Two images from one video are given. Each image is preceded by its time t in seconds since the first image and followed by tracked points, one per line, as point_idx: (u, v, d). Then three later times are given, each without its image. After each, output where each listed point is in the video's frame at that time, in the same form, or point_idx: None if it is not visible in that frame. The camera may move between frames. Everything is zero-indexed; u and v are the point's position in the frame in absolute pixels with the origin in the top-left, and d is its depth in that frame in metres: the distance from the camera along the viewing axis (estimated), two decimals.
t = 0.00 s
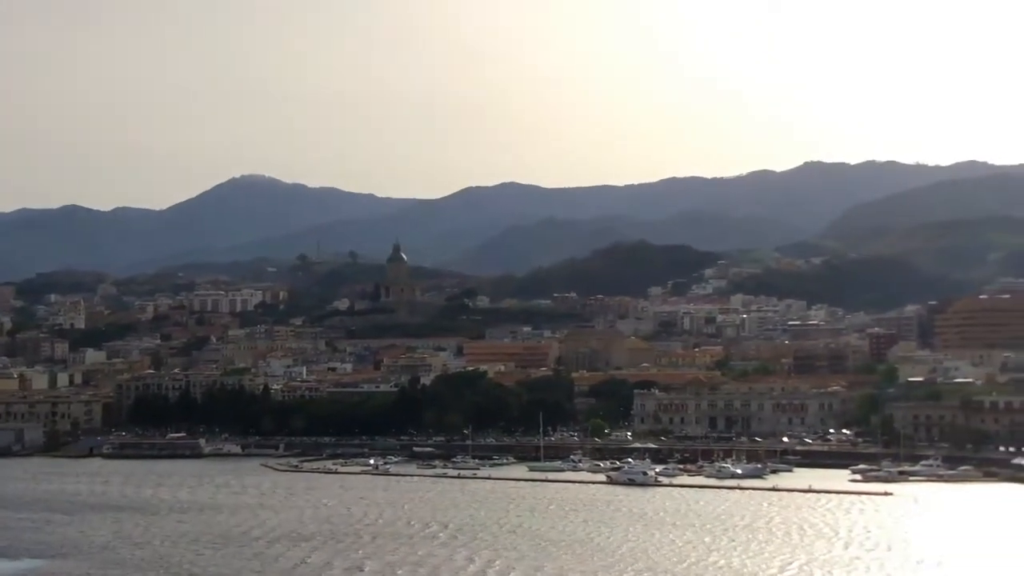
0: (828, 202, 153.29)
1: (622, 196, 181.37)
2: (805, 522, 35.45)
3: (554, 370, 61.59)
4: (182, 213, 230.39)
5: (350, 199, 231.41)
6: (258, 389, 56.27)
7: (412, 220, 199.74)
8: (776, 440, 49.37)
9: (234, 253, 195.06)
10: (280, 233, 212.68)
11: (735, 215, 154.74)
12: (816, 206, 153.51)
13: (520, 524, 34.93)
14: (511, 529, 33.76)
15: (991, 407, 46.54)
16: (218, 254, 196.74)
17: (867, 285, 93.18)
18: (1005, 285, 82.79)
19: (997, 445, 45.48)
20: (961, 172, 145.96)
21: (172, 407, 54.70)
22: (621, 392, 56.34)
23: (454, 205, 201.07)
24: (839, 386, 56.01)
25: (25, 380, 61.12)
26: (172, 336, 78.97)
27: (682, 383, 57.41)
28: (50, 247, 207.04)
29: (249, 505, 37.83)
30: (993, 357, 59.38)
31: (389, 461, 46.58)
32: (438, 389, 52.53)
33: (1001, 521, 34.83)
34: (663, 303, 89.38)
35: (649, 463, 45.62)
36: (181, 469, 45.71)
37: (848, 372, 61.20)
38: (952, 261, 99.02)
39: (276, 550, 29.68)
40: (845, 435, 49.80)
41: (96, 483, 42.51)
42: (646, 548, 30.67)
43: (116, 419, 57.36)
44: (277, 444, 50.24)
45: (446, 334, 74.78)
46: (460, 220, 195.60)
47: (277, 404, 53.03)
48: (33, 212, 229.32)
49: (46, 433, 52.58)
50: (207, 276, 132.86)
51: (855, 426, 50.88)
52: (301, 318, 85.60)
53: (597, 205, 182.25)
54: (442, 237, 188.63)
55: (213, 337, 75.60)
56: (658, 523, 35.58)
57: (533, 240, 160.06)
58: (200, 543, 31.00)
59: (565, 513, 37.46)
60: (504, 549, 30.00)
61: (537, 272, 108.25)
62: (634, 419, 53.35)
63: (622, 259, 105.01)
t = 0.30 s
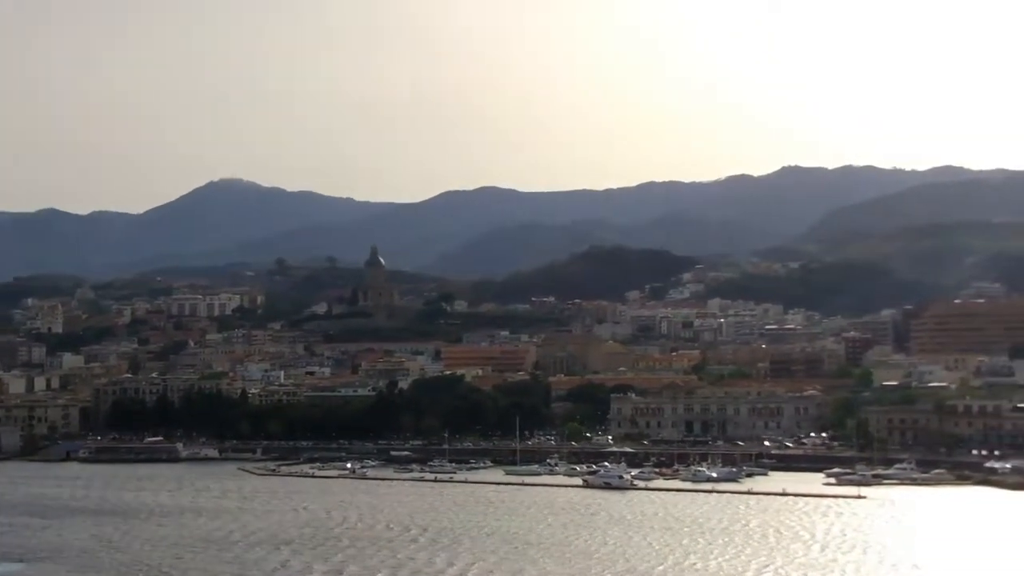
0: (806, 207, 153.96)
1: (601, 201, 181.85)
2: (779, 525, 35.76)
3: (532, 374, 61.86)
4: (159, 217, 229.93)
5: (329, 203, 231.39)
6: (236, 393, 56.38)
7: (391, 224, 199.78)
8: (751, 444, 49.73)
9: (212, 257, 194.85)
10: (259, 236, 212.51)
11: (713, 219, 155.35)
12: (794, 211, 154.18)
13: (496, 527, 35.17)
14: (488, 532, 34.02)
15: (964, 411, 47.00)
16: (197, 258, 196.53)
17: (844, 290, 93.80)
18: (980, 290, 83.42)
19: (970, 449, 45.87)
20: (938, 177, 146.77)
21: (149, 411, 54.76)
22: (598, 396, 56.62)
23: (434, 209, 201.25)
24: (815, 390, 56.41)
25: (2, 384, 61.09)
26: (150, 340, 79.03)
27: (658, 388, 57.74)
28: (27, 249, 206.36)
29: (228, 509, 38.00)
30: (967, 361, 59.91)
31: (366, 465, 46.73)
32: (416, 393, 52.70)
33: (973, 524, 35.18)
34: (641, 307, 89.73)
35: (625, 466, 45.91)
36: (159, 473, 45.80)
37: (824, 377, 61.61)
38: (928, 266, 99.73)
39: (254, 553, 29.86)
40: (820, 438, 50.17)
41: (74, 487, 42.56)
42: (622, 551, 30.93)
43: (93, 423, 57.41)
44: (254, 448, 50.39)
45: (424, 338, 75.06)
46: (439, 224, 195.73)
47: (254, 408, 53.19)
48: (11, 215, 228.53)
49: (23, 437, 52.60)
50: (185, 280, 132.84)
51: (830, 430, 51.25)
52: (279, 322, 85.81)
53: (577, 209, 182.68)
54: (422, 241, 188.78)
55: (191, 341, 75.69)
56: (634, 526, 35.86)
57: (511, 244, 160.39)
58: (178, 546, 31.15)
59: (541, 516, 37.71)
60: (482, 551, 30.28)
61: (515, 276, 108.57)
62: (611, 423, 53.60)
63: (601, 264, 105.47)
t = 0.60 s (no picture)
0: (795, 207, 154.38)
1: (591, 201, 182.21)
2: (765, 524, 35.96)
3: (520, 374, 62.03)
4: (147, 216, 229.83)
5: (318, 204, 231.43)
6: (224, 393, 56.50)
7: (380, 224, 199.85)
8: (737, 444, 49.96)
9: (202, 257, 194.73)
10: (249, 236, 212.49)
11: (702, 220, 155.75)
12: (783, 212, 154.63)
13: (484, 526, 35.35)
14: (476, 531, 34.21)
15: (949, 411, 47.27)
16: (187, 257, 196.41)
17: (832, 290, 94.12)
18: (968, 290, 83.82)
19: (955, 448, 46.12)
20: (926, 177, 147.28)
21: (138, 411, 54.86)
22: (585, 396, 56.80)
23: (423, 209, 201.39)
24: (802, 389, 56.65)
25: None
26: (139, 340, 79.07)
27: (646, 388, 57.95)
28: (16, 248, 206.00)
29: (217, 508, 38.15)
30: (953, 360, 60.24)
31: (354, 464, 46.87)
32: (404, 393, 52.84)
33: (958, 523, 35.41)
34: (629, 307, 89.94)
35: (612, 466, 46.12)
36: (147, 472, 45.91)
37: (811, 376, 61.86)
38: (916, 266, 100.11)
39: (243, 553, 30.01)
40: (806, 438, 50.43)
41: (63, 487, 42.66)
42: (608, 549, 31.15)
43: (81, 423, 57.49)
44: (242, 447, 50.52)
45: (412, 338, 75.23)
46: (428, 224, 195.89)
47: (243, 407, 53.31)
48: None
49: (11, 437, 52.66)
50: (173, 280, 132.86)
51: (816, 429, 51.52)
52: (268, 322, 85.94)
53: (566, 209, 182.99)
54: (411, 241, 188.85)
55: (179, 340, 75.74)
56: (621, 525, 36.06)
57: (500, 244, 160.57)
58: (167, 545, 31.29)
59: (529, 515, 37.91)
60: (471, 550, 30.47)
61: (504, 276, 108.73)
62: (598, 422, 53.80)
63: (590, 264, 105.69)
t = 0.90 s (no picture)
0: (786, 204, 154.81)
1: (583, 199, 182.45)
2: (753, 520, 36.17)
3: (510, 371, 62.20)
4: (138, 213, 229.69)
5: (310, 202, 231.54)
6: (216, 390, 56.62)
7: (373, 221, 199.92)
8: (727, 441, 50.20)
9: (193, 254, 194.62)
10: (241, 233, 212.48)
11: (693, 217, 156.13)
12: (774, 209, 154.99)
13: (474, 522, 35.53)
14: (467, 527, 34.40)
15: (937, 408, 47.56)
16: (179, 255, 196.30)
17: (823, 288, 94.42)
18: (957, 287, 84.21)
19: (943, 445, 46.44)
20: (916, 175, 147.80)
21: (129, 408, 54.95)
22: (576, 392, 56.92)
23: (416, 207, 201.54)
24: (791, 387, 56.93)
25: None
26: (130, 337, 79.10)
27: (637, 385, 58.17)
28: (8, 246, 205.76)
29: (209, 505, 38.30)
30: (941, 358, 60.54)
31: (345, 461, 47.01)
32: (395, 389, 52.95)
33: (947, 519, 35.66)
34: (621, 304, 90.18)
35: (602, 463, 46.32)
36: (139, 470, 46.01)
37: (801, 374, 62.14)
38: (906, 264, 100.52)
39: (233, 550, 30.14)
40: (795, 435, 50.68)
41: (55, 484, 42.76)
42: (598, 545, 31.35)
43: (72, 420, 57.56)
44: (234, 445, 50.64)
45: (403, 335, 75.38)
46: (420, 222, 196.07)
47: (234, 404, 53.43)
48: None
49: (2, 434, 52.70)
50: (164, 278, 132.87)
51: (805, 426, 51.76)
52: (259, 319, 86.00)
53: (558, 207, 183.19)
54: (404, 239, 188.90)
55: (170, 338, 75.80)
56: (611, 521, 36.27)
57: (492, 241, 160.71)
58: (159, 543, 31.40)
59: (521, 511, 38.10)
60: (463, 547, 30.66)
61: (495, 274, 108.91)
62: (589, 420, 54.03)
63: (581, 262, 105.92)
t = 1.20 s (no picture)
0: (769, 201, 155.31)
1: (566, 195, 182.76)
2: (732, 515, 36.40)
3: (492, 367, 62.39)
4: (120, 209, 229.14)
5: (292, 198, 231.34)
6: (197, 387, 56.70)
7: (355, 217, 199.83)
8: (707, 436, 50.49)
9: (176, 250, 194.26)
10: (223, 230, 212.15)
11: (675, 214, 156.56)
12: (757, 205, 155.48)
13: (455, 518, 35.69)
14: (447, 523, 34.60)
15: (914, 404, 47.97)
16: (161, 251, 195.95)
17: (804, 284, 94.83)
18: (937, 284, 84.70)
19: (920, 440, 46.85)
20: (897, 172, 148.51)
21: (110, 405, 54.98)
22: (557, 388, 57.14)
23: (399, 203, 201.56)
24: (771, 383, 57.23)
25: None
26: (111, 334, 79.03)
27: (617, 381, 58.44)
28: None
29: (190, 501, 38.40)
30: (919, 355, 60.93)
31: (326, 458, 47.17)
32: (376, 386, 53.09)
33: (924, 514, 36.00)
34: (602, 301, 90.44)
35: (582, 459, 46.56)
36: (121, 466, 46.07)
37: (780, 370, 62.43)
38: (887, 260, 101.05)
39: (215, 546, 30.24)
40: (775, 431, 50.96)
41: (37, 481, 42.76)
42: (577, 541, 31.52)
43: (53, 417, 57.54)
44: (215, 441, 50.74)
45: (386, 332, 75.50)
46: (403, 218, 196.11)
47: (215, 401, 53.51)
48: None
49: None
50: (146, 274, 132.67)
51: (785, 422, 52.10)
52: (241, 316, 85.98)
53: (542, 204, 183.48)
54: (387, 235, 188.88)
55: (152, 334, 75.78)
56: (591, 516, 36.51)
57: (476, 238, 160.79)
58: (142, 539, 31.47)
59: (502, 507, 38.29)
60: (444, 542, 30.86)
61: (477, 271, 109.02)
62: (570, 416, 54.28)
63: (564, 259, 106.14)
